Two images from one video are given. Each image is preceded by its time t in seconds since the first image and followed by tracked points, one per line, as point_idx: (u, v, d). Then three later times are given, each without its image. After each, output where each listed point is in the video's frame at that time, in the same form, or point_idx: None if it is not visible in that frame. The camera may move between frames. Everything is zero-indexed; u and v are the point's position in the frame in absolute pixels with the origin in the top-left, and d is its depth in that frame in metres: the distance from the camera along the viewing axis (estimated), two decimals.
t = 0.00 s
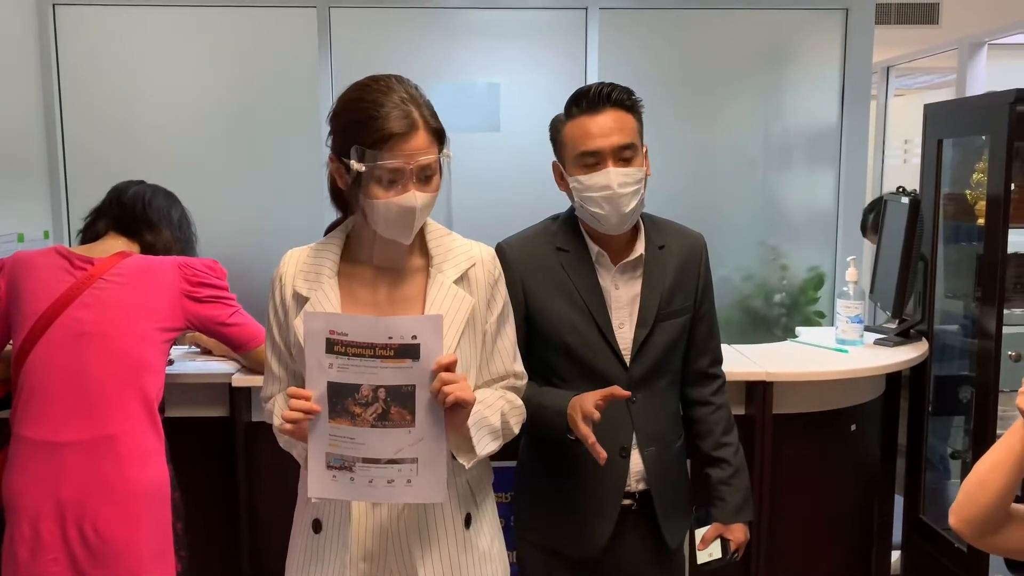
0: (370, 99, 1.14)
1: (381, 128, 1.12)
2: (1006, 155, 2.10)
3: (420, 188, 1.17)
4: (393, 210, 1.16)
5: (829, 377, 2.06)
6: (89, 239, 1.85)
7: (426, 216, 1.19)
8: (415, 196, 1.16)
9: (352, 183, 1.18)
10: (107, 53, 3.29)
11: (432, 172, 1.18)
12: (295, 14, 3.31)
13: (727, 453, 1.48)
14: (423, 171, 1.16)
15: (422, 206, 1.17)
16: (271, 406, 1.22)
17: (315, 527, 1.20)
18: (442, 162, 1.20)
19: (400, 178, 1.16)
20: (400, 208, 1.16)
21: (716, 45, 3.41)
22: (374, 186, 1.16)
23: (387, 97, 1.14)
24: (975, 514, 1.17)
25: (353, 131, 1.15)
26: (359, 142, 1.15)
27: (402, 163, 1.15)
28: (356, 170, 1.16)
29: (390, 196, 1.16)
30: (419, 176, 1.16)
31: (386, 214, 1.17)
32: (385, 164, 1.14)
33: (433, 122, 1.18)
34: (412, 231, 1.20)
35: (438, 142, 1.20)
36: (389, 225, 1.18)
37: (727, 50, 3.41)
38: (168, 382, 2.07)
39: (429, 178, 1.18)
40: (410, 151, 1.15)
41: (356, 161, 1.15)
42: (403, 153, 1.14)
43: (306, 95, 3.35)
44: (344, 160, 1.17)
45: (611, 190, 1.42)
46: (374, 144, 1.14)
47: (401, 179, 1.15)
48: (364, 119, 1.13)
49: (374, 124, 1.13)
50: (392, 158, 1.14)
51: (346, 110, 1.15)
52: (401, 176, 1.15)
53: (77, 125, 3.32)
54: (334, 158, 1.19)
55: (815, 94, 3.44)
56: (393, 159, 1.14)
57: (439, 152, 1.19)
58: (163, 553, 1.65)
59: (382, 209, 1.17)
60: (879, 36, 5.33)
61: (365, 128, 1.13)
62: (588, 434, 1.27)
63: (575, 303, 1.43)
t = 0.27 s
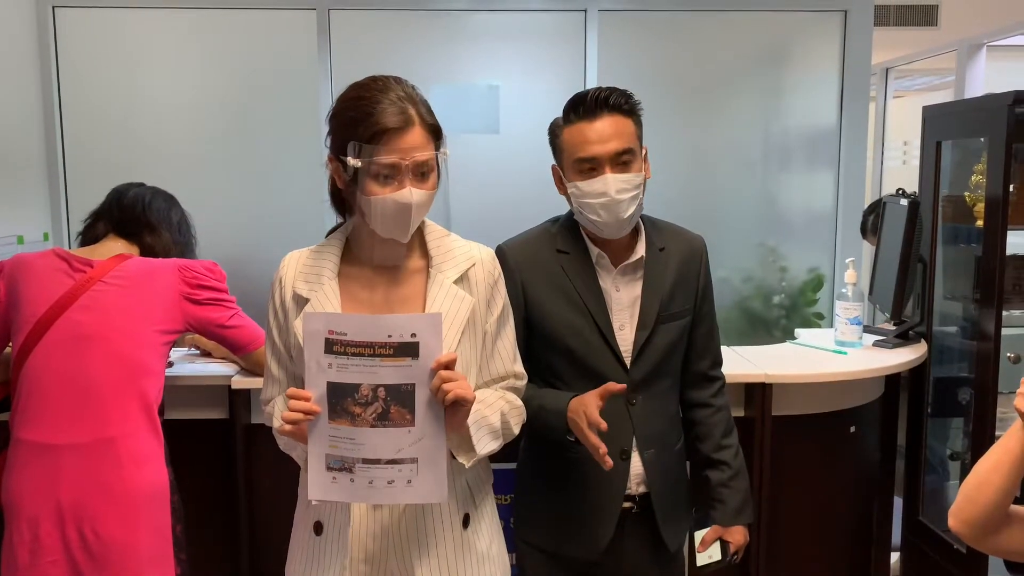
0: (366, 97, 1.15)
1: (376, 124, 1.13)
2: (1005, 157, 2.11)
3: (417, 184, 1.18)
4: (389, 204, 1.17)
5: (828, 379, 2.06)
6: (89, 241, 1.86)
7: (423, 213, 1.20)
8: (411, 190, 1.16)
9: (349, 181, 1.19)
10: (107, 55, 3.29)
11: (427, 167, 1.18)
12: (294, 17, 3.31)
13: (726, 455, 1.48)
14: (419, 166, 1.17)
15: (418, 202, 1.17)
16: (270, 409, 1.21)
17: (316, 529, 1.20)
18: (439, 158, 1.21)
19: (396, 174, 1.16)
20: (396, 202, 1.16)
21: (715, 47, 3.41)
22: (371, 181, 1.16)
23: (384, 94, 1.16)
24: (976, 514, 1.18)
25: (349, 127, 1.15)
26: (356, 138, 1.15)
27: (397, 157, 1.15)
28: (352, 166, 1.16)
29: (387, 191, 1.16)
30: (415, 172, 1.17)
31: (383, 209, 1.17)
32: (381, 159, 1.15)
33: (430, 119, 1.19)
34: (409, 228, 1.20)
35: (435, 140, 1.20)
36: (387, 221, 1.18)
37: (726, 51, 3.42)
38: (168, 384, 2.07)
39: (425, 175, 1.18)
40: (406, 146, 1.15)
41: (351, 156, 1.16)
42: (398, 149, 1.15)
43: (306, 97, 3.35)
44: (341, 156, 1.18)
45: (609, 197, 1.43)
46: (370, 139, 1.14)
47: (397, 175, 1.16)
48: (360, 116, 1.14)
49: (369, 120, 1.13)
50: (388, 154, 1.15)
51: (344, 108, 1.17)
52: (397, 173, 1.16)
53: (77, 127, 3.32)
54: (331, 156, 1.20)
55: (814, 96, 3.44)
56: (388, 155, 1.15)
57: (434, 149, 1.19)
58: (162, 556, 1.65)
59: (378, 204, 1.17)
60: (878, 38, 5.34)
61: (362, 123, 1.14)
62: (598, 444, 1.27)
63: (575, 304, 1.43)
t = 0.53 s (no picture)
0: (367, 95, 1.15)
1: (376, 119, 1.13)
2: (1004, 158, 2.10)
3: (416, 181, 1.18)
4: (387, 201, 1.16)
5: (827, 381, 2.06)
6: (84, 244, 1.85)
7: (422, 212, 1.19)
8: (409, 187, 1.16)
9: (348, 177, 1.18)
10: (104, 57, 3.28)
11: (426, 165, 1.18)
12: (292, 19, 3.31)
13: (725, 458, 1.47)
14: (417, 164, 1.17)
15: (416, 200, 1.17)
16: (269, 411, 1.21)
17: (315, 532, 1.19)
18: (438, 157, 1.21)
19: (395, 171, 1.16)
20: (393, 199, 1.16)
21: (713, 49, 3.41)
22: (368, 178, 1.16)
23: (385, 92, 1.16)
24: (976, 517, 1.17)
25: (349, 124, 1.15)
26: (356, 134, 1.15)
27: (396, 153, 1.15)
28: (350, 162, 1.17)
29: (386, 188, 1.16)
30: (413, 170, 1.17)
31: (382, 207, 1.17)
32: (379, 156, 1.15)
33: (430, 118, 1.19)
34: (407, 227, 1.19)
35: (435, 138, 1.20)
36: (383, 219, 1.18)
37: (724, 53, 3.41)
38: (164, 387, 2.07)
39: (423, 173, 1.19)
40: (404, 142, 1.15)
41: (349, 152, 1.16)
42: (398, 146, 1.15)
43: (303, 99, 3.35)
44: (340, 153, 1.18)
45: (619, 195, 1.42)
46: (368, 135, 1.14)
47: (395, 172, 1.16)
48: (360, 114, 1.14)
49: (368, 116, 1.14)
50: (387, 151, 1.15)
51: (346, 105, 1.17)
52: (395, 170, 1.16)
53: (74, 129, 3.31)
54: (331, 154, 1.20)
55: (812, 98, 3.44)
56: (387, 151, 1.15)
57: (433, 147, 1.19)
58: (158, 560, 1.64)
59: (376, 201, 1.16)
60: (876, 39, 5.32)
61: (362, 119, 1.14)
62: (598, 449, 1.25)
63: (573, 307, 1.43)
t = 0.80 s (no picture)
0: (368, 96, 1.16)
1: (376, 120, 1.13)
2: (1000, 161, 2.11)
3: (415, 183, 1.17)
4: (387, 202, 1.16)
5: (825, 383, 2.06)
6: (81, 248, 1.85)
7: (422, 215, 1.19)
8: (407, 190, 1.16)
9: (348, 179, 1.18)
10: (101, 61, 3.28)
11: (427, 167, 1.18)
12: (289, 22, 3.31)
13: (721, 460, 1.47)
14: (417, 166, 1.17)
15: (416, 202, 1.16)
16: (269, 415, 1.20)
17: (314, 536, 1.19)
18: (438, 160, 1.21)
19: (395, 171, 1.16)
20: (393, 200, 1.15)
21: (710, 53, 3.42)
22: (368, 179, 1.16)
23: (385, 94, 1.16)
24: (973, 518, 1.18)
25: (351, 124, 1.16)
26: (356, 135, 1.15)
27: (396, 154, 1.15)
28: (350, 163, 1.17)
29: (387, 190, 1.16)
30: (414, 171, 1.17)
31: (383, 207, 1.16)
32: (379, 157, 1.15)
33: (430, 121, 1.19)
34: (406, 229, 1.19)
35: (435, 140, 1.20)
36: (382, 220, 1.18)
37: (721, 56, 3.42)
38: (161, 391, 2.06)
39: (423, 175, 1.18)
40: (404, 143, 1.15)
41: (349, 154, 1.16)
42: (397, 147, 1.15)
43: (301, 102, 3.35)
44: (342, 155, 1.18)
45: (628, 190, 1.42)
46: (370, 135, 1.14)
47: (394, 174, 1.16)
48: (360, 115, 1.15)
49: (368, 117, 1.14)
50: (387, 151, 1.15)
51: (345, 108, 1.17)
52: (394, 171, 1.16)
53: (71, 132, 3.31)
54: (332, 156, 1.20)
55: (809, 101, 3.45)
56: (387, 152, 1.15)
57: (433, 150, 1.20)
58: (155, 565, 1.63)
59: (377, 202, 1.16)
60: (873, 42, 5.31)
61: (364, 119, 1.14)
62: (598, 454, 1.24)
63: (570, 311, 1.43)
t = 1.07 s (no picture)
0: (370, 102, 1.17)
1: (376, 126, 1.14)
2: (994, 166, 2.12)
3: (414, 189, 1.18)
4: (386, 207, 1.16)
5: (820, 387, 2.07)
6: (79, 253, 1.85)
7: (422, 220, 1.20)
8: (407, 194, 1.17)
9: (348, 185, 1.19)
10: (99, 65, 3.29)
11: (426, 174, 1.19)
12: (287, 26, 3.32)
13: (716, 463, 1.48)
14: (417, 171, 1.18)
15: (414, 207, 1.17)
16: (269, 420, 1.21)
17: (313, 540, 1.19)
18: (439, 167, 1.22)
19: (394, 177, 1.17)
20: (393, 205, 1.16)
21: (706, 57, 3.43)
22: (368, 184, 1.17)
23: (386, 100, 1.17)
24: (970, 521, 1.19)
25: (352, 131, 1.16)
26: (356, 140, 1.16)
27: (396, 160, 1.16)
28: (350, 168, 1.17)
29: (387, 195, 1.17)
30: (413, 176, 1.18)
31: (382, 213, 1.17)
32: (379, 162, 1.16)
33: (431, 127, 1.20)
34: (405, 235, 1.19)
35: (435, 146, 1.21)
36: (380, 225, 1.18)
37: (717, 60, 3.43)
38: (159, 396, 2.07)
39: (423, 181, 1.19)
40: (404, 149, 1.16)
41: (349, 159, 1.17)
42: (397, 152, 1.16)
43: (299, 106, 3.36)
44: (342, 161, 1.19)
45: (617, 199, 1.43)
46: (369, 142, 1.15)
47: (394, 179, 1.17)
48: (361, 120, 1.16)
49: (369, 123, 1.15)
50: (387, 156, 1.16)
51: (346, 114, 1.18)
52: (394, 176, 1.17)
53: (68, 137, 3.31)
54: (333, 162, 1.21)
55: (805, 105, 3.46)
56: (387, 158, 1.16)
57: (434, 156, 1.20)
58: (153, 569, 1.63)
59: (377, 206, 1.17)
60: (868, 46, 5.32)
61: (364, 126, 1.15)
62: (596, 452, 1.26)
63: (567, 316, 1.44)
